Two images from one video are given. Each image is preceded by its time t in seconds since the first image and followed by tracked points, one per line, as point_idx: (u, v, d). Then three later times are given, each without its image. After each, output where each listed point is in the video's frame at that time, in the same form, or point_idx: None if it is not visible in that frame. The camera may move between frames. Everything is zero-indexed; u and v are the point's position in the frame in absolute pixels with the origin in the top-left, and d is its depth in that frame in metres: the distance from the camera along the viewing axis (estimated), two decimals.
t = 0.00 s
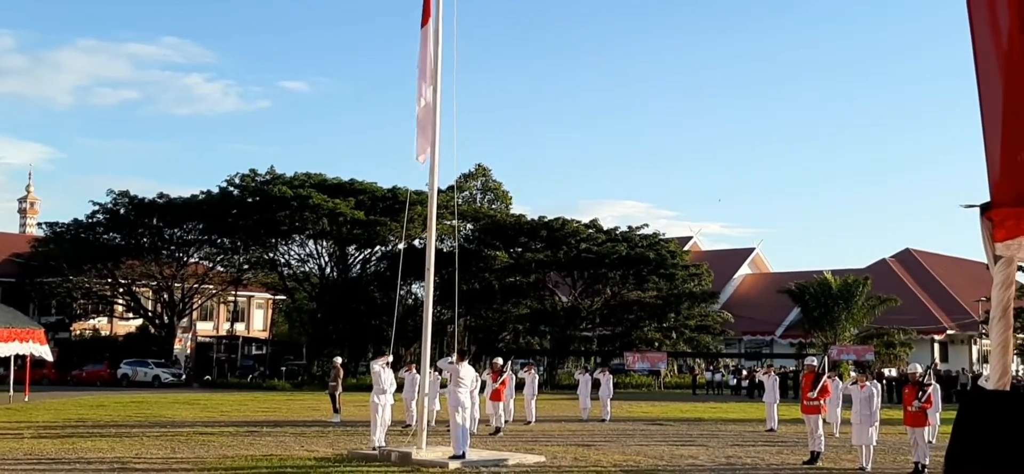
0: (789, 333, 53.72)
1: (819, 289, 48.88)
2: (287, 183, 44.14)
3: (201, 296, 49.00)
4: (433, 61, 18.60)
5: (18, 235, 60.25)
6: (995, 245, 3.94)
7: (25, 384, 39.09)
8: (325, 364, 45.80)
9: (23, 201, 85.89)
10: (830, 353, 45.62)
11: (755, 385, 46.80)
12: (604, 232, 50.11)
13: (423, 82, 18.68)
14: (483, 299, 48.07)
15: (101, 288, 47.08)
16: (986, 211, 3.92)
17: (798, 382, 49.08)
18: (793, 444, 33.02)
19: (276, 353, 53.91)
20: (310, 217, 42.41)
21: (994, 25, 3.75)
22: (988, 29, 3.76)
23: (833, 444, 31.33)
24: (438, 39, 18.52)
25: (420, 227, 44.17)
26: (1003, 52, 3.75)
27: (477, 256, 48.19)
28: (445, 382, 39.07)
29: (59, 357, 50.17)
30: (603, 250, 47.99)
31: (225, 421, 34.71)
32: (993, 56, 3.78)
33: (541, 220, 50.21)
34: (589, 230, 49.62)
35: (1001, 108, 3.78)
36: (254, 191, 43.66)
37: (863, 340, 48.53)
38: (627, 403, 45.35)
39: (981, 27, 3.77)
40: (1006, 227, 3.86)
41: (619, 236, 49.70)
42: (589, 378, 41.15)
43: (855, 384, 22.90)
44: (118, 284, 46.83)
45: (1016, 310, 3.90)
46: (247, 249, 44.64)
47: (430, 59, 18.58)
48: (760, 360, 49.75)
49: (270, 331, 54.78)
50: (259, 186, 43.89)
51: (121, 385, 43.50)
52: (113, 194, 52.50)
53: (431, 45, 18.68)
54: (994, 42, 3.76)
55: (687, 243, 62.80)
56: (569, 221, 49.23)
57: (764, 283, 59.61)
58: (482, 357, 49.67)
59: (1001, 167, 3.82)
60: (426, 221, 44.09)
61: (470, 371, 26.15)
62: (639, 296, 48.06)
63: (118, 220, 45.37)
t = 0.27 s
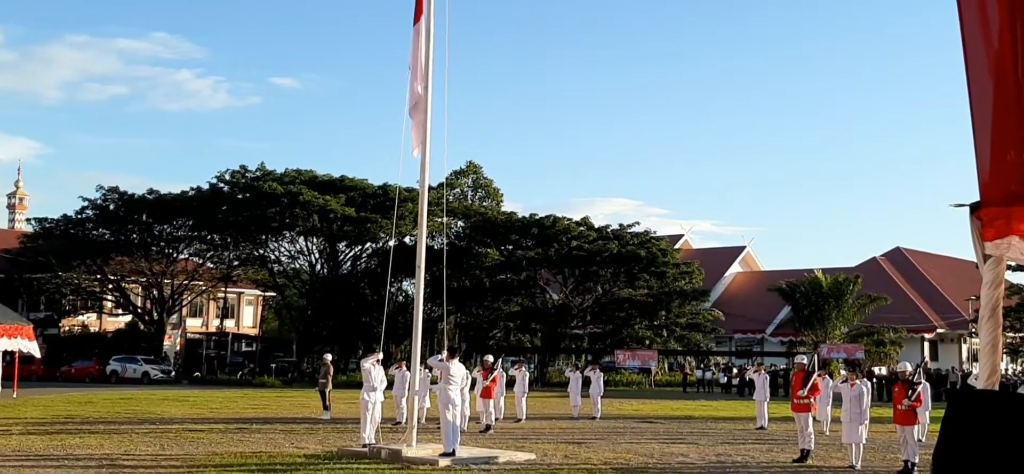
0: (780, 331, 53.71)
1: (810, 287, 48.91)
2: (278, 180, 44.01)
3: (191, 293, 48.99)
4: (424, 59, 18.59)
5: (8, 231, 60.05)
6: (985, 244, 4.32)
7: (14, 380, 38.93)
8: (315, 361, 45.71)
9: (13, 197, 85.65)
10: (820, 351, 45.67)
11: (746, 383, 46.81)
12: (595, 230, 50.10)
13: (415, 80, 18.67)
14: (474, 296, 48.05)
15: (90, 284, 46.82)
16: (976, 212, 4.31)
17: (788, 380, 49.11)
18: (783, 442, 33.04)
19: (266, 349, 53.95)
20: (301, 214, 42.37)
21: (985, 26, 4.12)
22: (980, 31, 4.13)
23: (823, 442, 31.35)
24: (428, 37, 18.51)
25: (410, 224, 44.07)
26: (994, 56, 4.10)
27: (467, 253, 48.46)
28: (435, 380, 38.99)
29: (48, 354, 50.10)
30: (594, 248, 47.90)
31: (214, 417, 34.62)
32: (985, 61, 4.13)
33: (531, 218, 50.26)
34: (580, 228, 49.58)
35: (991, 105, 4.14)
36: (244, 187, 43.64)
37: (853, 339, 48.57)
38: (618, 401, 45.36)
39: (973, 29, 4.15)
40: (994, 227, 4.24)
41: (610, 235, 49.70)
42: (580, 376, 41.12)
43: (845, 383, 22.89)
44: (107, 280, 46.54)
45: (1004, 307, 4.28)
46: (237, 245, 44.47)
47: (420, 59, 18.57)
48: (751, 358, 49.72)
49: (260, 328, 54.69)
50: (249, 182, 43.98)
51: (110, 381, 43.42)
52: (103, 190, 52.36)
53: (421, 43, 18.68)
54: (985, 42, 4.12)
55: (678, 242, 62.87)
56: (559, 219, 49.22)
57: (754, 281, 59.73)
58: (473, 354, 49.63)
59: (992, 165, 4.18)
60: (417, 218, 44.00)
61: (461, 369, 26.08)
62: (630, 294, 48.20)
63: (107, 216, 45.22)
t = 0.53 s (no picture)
0: (771, 330, 53.66)
1: (801, 286, 49.06)
2: (268, 177, 43.95)
3: (180, 290, 48.85)
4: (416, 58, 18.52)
5: None
6: (974, 244, 4.39)
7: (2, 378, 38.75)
8: (304, 359, 45.80)
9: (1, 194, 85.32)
10: (810, 349, 45.73)
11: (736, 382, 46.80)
12: (586, 229, 50.04)
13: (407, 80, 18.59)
14: (464, 294, 48.01)
15: (79, 281, 46.83)
16: (964, 210, 4.35)
17: (778, 379, 49.19)
18: (773, 441, 33.10)
19: (256, 347, 53.96)
20: (291, 211, 42.52)
21: (974, 26, 4.09)
22: (969, 32, 4.10)
23: (813, 440, 31.40)
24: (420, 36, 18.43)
25: (401, 222, 44.21)
26: (983, 52, 4.07)
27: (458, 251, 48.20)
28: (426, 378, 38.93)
29: (37, 352, 49.98)
30: (585, 246, 47.86)
31: (204, 416, 34.51)
32: (974, 59, 4.11)
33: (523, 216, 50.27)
34: (571, 227, 49.61)
35: (979, 105, 4.12)
36: (234, 185, 43.45)
37: (843, 337, 48.68)
38: (608, 399, 45.36)
39: (961, 29, 4.12)
40: (984, 225, 4.30)
41: (601, 233, 49.64)
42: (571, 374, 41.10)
43: (835, 381, 22.91)
44: (96, 278, 46.55)
45: (992, 308, 4.34)
46: (227, 243, 44.54)
47: (412, 58, 18.49)
48: (741, 357, 49.78)
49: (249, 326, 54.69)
50: (239, 180, 43.72)
51: (99, 379, 43.31)
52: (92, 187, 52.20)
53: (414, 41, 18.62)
54: (974, 40, 4.09)
55: (669, 240, 62.97)
56: (551, 217, 49.27)
57: (745, 280, 59.92)
58: (463, 353, 49.42)
59: (981, 165, 4.18)
60: (407, 216, 43.98)
61: (451, 367, 25.99)
62: (621, 293, 48.37)
63: (95, 214, 44.95)
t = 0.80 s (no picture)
0: (761, 328, 53.92)
1: (791, 284, 49.19)
2: (258, 176, 43.76)
3: (171, 289, 48.72)
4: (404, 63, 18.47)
5: None
6: (963, 242, 4.97)
7: None
8: (295, 358, 45.76)
9: None
10: (801, 347, 45.83)
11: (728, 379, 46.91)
12: (578, 227, 50.09)
13: (396, 85, 18.52)
14: (455, 293, 47.93)
15: (69, 281, 46.74)
16: (954, 210, 4.98)
17: (769, 377, 49.32)
18: (764, 438, 33.17)
19: (246, 346, 53.85)
20: (282, 210, 42.50)
21: (964, 29, 4.80)
22: (959, 32, 4.81)
23: (805, 438, 31.48)
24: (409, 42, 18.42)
25: (393, 221, 44.32)
26: (972, 55, 4.77)
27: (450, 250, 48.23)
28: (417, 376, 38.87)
29: (27, 352, 49.81)
30: (576, 245, 47.91)
31: (194, 415, 34.45)
32: (962, 65, 4.81)
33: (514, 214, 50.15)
34: (562, 225, 49.66)
35: (969, 106, 4.81)
36: (224, 183, 43.22)
37: (834, 335, 48.80)
38: (600, 397, 45.40)
39: (952, 31, 4.82)
40: (972, 224, 4.90)
41: (592, 231, 49.68)
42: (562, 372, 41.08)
43: (826, 379, 22.97)
44: (85, 277, 46.49)
45: (978, 305, 4.87)
46: (217, 242, 44.47)
47: (401, 63, 18.46)
48: (732, 355, 49.87)
49: (240, 324, 54.50)
50: (230, 179, 43.54)
51: (89, 378, 43.22)
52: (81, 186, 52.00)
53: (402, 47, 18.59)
54: (963, 42, 4.80)
55: (660, 238, 63.05)
56: (542, 215, 49.15)
57: (735, 278, 59.99)
58: (454, 351, 49.58)
59: (970, 158, 4.83)
60: (399, 214, 44.17)
61: (442, 366, 25.93)
62: (612, 291, 48.44)
63: (85, 213, 44.75)
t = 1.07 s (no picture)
0: (752, 325, 53.84)
1: (781, 281, 49.09)
2: (247, 173, 43.60)
3: (160, 287, 48.53)
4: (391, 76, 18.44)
5: None
6: (951, 240, 4.73)
7: None
8: (285, 356, 45.69)
9: None
10: (792, 344, 45.86)
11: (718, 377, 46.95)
12: (568, 224, 50.07)
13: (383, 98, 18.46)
14: (446, 290, 47.93)
15: (58, 278, 46.58)
16: (943, 206, 4.70)
17: (759, 374, 49.38)
18: (755, 435, 33.20)
19: (237, 344, 53.76)
20: (271, 207, 42.37)
21: (952, 26, 4.52)
22: (946, 30, 4.53)
23: (795, 435, 31.53)
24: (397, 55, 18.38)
25: (383, 218, 44.26)
26: (961, 52, 4.49)
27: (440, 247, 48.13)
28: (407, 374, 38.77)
29: (15, 350, 49.60)
30: (567, 242, 47.89)
31: (183, 413, 34.33)
32: (951, 62, 4.53)
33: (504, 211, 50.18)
34: (553, 222, 49.66)
35: (958, 104, 4.54)
36: (213, 181, 43.14)
37: (824, 332, 48.86)
38: (591, 394, 45.38)
39: (940, 30, 4.55)
40: (960, 221, 4.64)
41: (583, 228, 49.65)
42: (553, 370, 41.03)
43: (816, 375, 22.95)
44: (74, 275, 46.36)
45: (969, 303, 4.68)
46: (207, 239, 44.32)
47: (387, 76, 18.42)
48: (722, 352, 49.93)
49: (229, 322, 54.40)
50: (219, 176, 43.44)
51: (78, 376, 43.09)
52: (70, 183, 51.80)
53: (389, 60, 18.51)
54: (953, 37, 4.51)
55: (650, 236, 63.11)
56: (532, 213, 49.19)
57: (726, 275, 60.03)
58: (444, 348, 49.53)
59: (959, 157, 4.55)
60: (388, 212, 43.97)
61: (432, 364, 25.78)
62: (602, 288, 48.25)
63: (74, 210, 44.62)
